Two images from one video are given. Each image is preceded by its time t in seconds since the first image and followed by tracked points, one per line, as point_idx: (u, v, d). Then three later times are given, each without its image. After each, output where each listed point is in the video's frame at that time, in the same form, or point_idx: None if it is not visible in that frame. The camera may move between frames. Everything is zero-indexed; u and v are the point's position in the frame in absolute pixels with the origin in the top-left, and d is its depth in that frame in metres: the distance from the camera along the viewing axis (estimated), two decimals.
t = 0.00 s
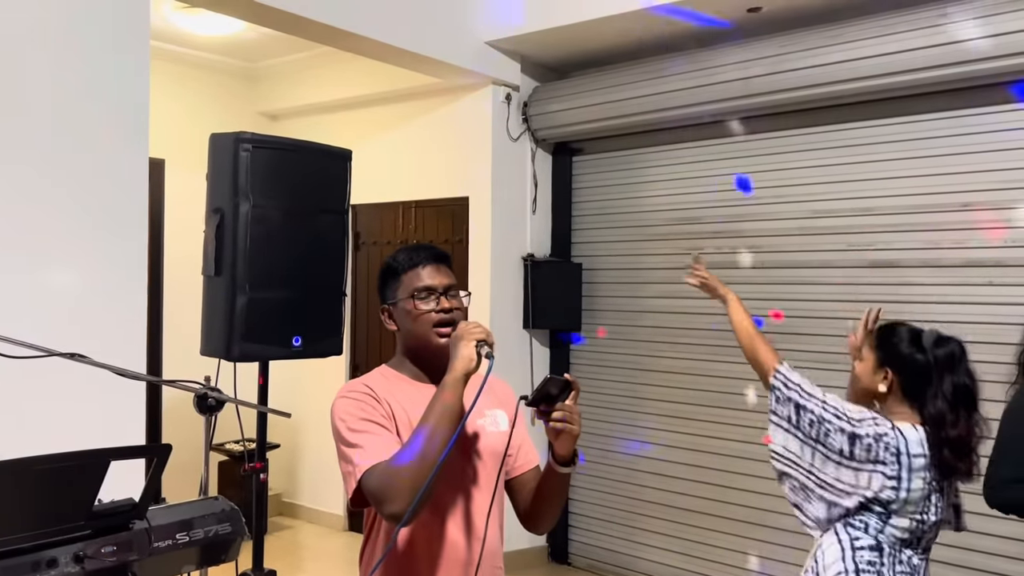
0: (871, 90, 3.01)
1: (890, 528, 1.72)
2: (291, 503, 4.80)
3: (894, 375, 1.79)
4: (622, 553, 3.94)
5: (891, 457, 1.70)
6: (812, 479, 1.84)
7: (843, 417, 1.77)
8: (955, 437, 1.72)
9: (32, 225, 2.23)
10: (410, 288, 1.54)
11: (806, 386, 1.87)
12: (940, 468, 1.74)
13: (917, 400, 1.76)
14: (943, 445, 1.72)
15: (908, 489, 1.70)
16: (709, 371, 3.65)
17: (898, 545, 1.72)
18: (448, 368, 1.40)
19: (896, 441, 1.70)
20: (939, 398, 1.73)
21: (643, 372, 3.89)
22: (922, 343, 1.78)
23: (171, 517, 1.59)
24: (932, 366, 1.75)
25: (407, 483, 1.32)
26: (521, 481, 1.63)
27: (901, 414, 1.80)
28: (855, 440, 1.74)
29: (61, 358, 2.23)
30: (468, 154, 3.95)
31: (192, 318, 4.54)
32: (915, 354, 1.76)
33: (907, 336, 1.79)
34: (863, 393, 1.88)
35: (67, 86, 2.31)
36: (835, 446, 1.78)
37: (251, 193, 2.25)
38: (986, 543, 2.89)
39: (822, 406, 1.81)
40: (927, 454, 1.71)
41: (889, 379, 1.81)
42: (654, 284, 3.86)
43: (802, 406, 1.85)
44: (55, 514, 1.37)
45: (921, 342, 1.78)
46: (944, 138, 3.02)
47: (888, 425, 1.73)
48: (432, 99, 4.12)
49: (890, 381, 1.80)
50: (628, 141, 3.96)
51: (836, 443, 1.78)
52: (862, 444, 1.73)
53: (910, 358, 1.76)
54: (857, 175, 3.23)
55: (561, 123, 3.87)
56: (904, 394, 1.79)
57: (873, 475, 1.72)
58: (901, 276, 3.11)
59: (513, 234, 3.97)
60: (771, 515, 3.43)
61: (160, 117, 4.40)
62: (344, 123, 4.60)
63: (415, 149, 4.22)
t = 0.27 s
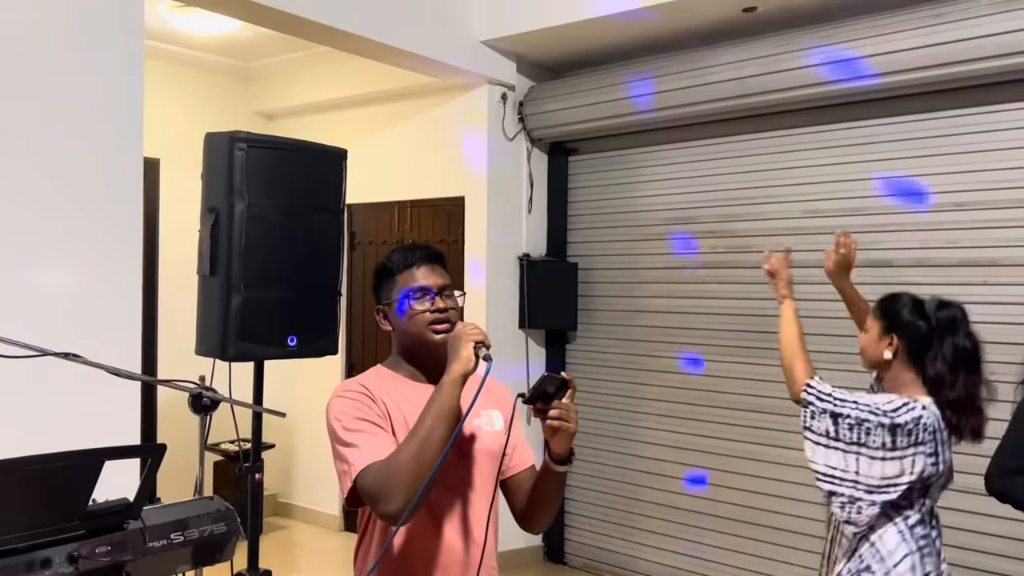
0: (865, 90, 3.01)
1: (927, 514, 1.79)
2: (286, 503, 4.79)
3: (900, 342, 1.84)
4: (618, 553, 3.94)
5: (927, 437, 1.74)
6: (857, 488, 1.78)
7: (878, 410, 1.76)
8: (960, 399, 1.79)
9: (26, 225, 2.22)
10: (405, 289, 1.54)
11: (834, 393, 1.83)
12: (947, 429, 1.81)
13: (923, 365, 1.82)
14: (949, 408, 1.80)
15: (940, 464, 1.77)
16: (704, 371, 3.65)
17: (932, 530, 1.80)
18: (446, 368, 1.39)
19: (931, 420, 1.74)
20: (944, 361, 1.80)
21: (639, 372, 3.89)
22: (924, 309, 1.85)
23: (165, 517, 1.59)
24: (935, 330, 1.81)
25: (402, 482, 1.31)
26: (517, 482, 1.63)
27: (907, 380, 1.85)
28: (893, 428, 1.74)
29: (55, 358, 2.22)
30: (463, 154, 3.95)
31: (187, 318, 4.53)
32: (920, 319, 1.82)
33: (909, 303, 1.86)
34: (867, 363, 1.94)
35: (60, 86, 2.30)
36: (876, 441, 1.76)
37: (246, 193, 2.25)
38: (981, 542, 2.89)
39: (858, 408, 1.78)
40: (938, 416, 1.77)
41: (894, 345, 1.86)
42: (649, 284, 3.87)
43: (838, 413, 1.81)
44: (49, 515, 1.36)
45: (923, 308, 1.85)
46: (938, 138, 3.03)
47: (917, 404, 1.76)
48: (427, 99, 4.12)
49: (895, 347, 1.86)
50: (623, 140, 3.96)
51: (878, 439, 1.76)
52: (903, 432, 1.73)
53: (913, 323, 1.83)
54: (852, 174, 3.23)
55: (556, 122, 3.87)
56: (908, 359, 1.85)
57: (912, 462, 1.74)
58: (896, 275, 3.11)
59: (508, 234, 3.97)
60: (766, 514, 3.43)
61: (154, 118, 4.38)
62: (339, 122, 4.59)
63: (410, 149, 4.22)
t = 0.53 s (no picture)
0: (859, 89, 3.02)
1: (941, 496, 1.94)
2: (280, 502, 4.79)
3: (904, 317, 1.97)
4: (613, 552, 3.94)
5: (938, 410, 1.85)
6: (877, 467, 1.85)
7: (891, 385, 1.86)
8: (971, 365, 1.92)
9: (17, 223, 2.21)
10: (394, 287, 1.54)
11: (849, 371, 1.94)
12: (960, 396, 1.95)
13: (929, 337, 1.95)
14: (963, 375, 1.92)
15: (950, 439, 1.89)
16: (699, 370, 3.65)
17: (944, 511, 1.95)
18: (439, 364, 1.40)
19: (942, 393, 1.85)
20: (951, 332, 1.93)
21: (633, 371, 3.89)
22: (924, 285, 1.99)
23: (158, 517, 1.58)
24: (939, 305, 1.95)
25: (393, 478, 1.31)
26: (510, 481, 1.63)
27: (913, 354, 1.97)
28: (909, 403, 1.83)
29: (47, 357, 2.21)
30: (457, 152, 3.95)
31: (181, 317, 4.52)
32: (922, 295, 1.96)
33: (909, 281, 2.00)
34: (870, 343, 2.06)
35: (52, 84, 2.29)
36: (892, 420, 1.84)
37: (239, 191, 2.24)
38: (972, 539, 2.91)
39: (871, 383, 1.88)
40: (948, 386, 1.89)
41: (896, 321, 1.99)
42: (643, 282, 3.87)
43: (854, 389, 1.90)
44: (41, 514, 1.35)
45: (924, 286, 1.99)
46: (931, 137, 3.03)
47: (928, 378, 1.88)
48: (422, 98, 4.12)
49: (898, 323, 1.98)
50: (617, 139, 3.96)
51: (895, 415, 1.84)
52: (918, 405, 1.83)
53: (916, 300, 1.96)
54: (845, 173, 3.24)
55: (550, 121, 3.87)
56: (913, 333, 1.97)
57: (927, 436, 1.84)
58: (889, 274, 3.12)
59: (502, 232, 3.97)
60: (760, 513, 3.44)
61: (147, 117, 4.37)
62: (333, 121, 4.58)
63: (404, 148, 4.21)
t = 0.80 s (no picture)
0: (851, 87, 3.02)
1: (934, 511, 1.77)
2: (273, 501, 4.78)
3: (904, 328, 1.83)
4: (607, 550, 3.95)
5: (936, 416, 1.69)
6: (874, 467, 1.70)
7: (889, 386, 1.71)
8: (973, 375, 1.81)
9: (6, 221, 2.20)
10: (384, 279, 1.55)
11: (841, 365, 1.80)
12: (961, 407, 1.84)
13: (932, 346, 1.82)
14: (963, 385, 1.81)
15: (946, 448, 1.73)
16: (692, 367, 3.66)
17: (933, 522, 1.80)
18: (428, 359, 1.40)
19: (940, 397, 1.70)
20: (955, 341, 1.80)
21: (627, 369, 3.89)
22: (922, 294, 1.84)
23: (150, 515, 1.57)
24: (942, 314, 1.80)
25: (383, 472, 1.31)
26: (503, 477, 1.62)
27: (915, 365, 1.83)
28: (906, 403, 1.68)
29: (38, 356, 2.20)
30: (450, 150, 3.94)
31: (173, 316, 4.51)
32: (922, 305, 1.82)
33: (907, 289, 1.86)
34: (869, 354, 1.92)
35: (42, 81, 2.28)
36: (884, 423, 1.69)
37: (231, 189, 2.23)
38: (965, 536, 2.92)
39: (868, 379, 1.74)
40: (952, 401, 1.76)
41: (896, 331, 1.85)
42: (637, 281, 3.87)
43: (846, 383, 1.76)
44: (32, 514, 1.35)
45: (923, 294, 1.85)
46: (923, 135, 3.04)
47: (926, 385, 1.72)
48: (415, 96, 4.11)
49: (899, 334, 1.84)
50: (610, 138, 3.96)
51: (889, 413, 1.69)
52: (913, 407, 1.68)
53: (919, 310, 1.81)
54: (838, 171, 3.24)
55: (544, 119, 3.87)
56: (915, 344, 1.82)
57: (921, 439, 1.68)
58: (882, 272, 3.13)
59: (496, 230, 3.96)
60: (753, 510, 3.45)
61: (139, 115, 4.35)
62: (326, 119, 4.57)
63: (397, 146, 4.20)
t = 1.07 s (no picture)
0: (845, 85, 3.03)
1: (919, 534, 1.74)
2: (267, 500, 4.77)
3: (893, 364, 1.84)
4: (601, 548, 3.95)
5: (893, 450, 1.72)
6: (833, 522, 1.74)
7: (835, 432, 1.77)
8: (961, 417, 1.79)
9: None
10: (374, 277, 1.56)
11: (787, 428, 1.86)
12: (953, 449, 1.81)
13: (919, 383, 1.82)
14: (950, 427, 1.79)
15: (918, 483, 1.72)
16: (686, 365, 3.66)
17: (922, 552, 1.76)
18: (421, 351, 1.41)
19: (898, 430, 1.73)
20: (941, 381, 1.80)
21: (621, 367, 3.90)
22: (915, 330, 1.86)
23: (142, 514, 1.57)
24: (930, 350, 1.81)
25: (378, 466, 1.30)
26: (497, 474, 1.62)
27: (899, 400, 1.84)
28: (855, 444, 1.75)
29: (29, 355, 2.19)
30: (444, 148, 3.94)
31: (166, 315, 4.50)
32: (912, 340, 1.83)
33: (898, 323, 1.88)
34: (859, 390, 1.93)
35: (32, 78, 2.27)
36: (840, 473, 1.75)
37: (223, 187, 2.22)
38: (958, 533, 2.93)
39: (814, 435, 1.80)
40: (933, 440, 1.75)
41: (886, 367, 1.86)
42: (631, 279, 3.87)
43: (794, 446, 1.83)
44: (22, 514, 1.34)
45: (913, 329, 1.86)
46: (916, 133, 3.05)
47: (884, 416, 1.77)
48: (409, 94, 4.10)
49: (887, 370, 1.86)
50: (604, 136, 3.96)
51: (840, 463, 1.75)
52: (867, 446, 1.73)
53: (907, 345, 1.83)
54: (832, 169, 3.25)
55: (538, 117, 3.86)
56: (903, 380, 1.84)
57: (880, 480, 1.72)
58: (876, 269, 3.13)
59: (490, 228, 3.96)
60: (748, 508, 3.45)
61: (132, 113, 4.34)
62: (319, 117, 4.56)
63: (391, 143, 4.20)
